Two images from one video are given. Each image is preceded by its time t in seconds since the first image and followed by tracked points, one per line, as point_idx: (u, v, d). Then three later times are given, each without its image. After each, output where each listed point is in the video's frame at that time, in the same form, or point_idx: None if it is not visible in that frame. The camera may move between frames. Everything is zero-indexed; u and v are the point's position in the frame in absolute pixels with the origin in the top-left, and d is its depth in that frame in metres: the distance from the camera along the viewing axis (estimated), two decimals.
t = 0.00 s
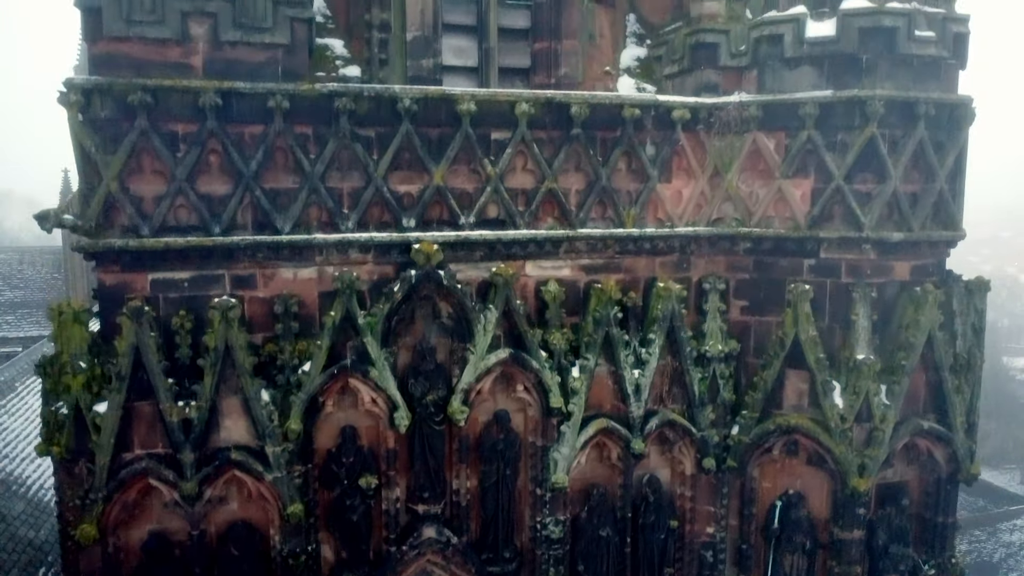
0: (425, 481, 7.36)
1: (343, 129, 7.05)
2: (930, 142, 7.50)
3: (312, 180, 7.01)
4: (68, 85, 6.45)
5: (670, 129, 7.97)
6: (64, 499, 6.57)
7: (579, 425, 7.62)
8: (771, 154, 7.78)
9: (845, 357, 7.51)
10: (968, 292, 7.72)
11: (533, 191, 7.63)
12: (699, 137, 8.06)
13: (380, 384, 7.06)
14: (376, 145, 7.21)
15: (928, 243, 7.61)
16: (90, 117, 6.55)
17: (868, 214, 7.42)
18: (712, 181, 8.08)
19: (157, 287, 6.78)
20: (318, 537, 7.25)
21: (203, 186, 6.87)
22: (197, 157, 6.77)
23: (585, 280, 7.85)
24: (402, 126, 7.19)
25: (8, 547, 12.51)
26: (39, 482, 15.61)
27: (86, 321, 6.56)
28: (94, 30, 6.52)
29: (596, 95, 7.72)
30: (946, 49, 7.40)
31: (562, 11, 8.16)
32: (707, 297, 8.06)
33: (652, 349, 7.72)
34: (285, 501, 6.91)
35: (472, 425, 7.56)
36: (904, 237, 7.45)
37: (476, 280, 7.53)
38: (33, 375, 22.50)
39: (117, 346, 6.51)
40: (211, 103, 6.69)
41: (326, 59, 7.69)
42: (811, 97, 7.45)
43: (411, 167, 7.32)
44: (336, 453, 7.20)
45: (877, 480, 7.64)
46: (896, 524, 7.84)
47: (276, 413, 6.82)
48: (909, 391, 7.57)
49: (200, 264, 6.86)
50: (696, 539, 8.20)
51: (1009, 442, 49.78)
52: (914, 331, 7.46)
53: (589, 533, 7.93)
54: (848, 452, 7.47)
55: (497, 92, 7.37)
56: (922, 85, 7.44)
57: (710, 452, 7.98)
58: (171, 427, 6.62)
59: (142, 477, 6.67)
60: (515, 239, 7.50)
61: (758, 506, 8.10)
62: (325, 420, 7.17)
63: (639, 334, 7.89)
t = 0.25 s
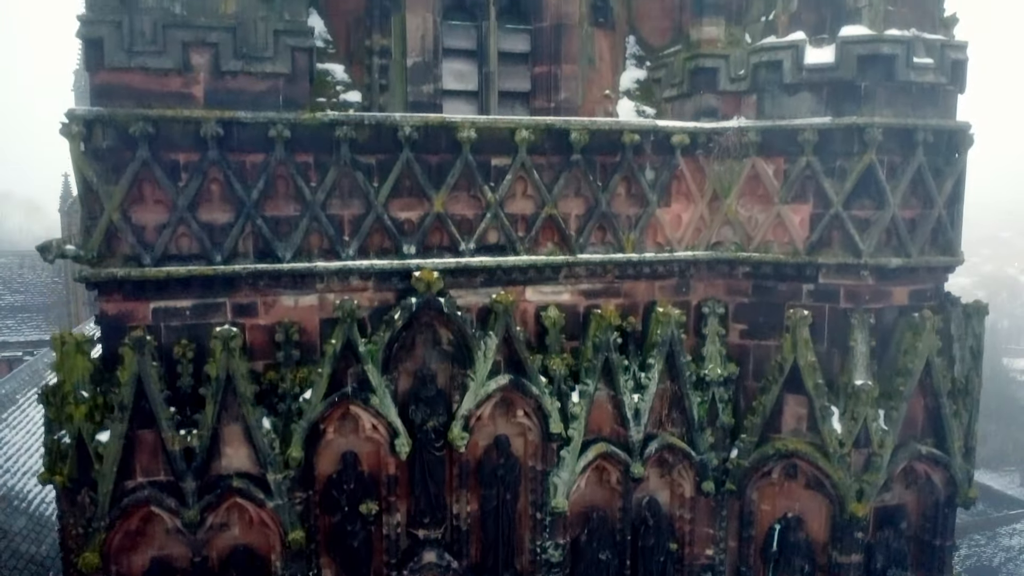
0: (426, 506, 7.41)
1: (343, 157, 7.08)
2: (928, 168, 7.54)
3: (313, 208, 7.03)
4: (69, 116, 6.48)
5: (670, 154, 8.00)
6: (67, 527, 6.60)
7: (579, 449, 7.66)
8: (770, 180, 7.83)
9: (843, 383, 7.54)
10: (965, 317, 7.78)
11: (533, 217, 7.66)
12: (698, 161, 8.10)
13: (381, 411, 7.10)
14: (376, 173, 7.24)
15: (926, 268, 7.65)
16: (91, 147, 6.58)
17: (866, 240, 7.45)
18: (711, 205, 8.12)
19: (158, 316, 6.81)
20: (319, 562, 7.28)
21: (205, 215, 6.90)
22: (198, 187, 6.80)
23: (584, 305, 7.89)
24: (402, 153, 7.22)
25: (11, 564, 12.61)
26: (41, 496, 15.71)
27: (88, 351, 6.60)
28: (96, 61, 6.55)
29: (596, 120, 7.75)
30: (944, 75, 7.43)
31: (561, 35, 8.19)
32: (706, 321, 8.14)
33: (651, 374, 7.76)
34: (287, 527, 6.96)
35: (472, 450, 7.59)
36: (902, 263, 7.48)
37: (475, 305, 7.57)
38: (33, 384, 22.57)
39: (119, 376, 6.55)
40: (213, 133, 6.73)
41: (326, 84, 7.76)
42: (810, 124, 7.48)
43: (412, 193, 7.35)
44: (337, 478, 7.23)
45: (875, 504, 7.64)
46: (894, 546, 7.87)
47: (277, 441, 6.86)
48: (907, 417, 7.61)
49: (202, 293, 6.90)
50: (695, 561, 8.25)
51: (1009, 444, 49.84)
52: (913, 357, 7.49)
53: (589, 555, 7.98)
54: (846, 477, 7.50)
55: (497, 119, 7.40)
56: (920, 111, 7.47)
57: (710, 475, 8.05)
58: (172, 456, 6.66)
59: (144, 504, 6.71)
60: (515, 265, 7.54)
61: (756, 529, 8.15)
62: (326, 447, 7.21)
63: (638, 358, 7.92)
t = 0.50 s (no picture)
0: (427, 531, 7.45)
1: (345, 185, 7.12)
2: (927, 194, 7.57)
3: (314, 236, 7.07)
4: (72, 147, 6.52)
5: (670, 178, 8.03)
6: (71, 555, 6.66)
7: (579, 473, 7.69)
8: (769, 205, 7.86)
9: (842, 408, 7.58)
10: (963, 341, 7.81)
11: (533, 242, 7.69)
12: (698, 186, 8.14)
13: (383, 438, 7.14)
14: (378, 200, 7.27)
15: (925, 293, 7.68)
16: (94, 178, 6.61)
17: (865, 266, 7.47)
18: (711, 229, 8.16)
19: (161, 344, 6.85)
20: None
21: (207, 243, 6.93)
22: (200, 216, 6.84)
23: (585, 329, 7.93)
24: (403, 181, 7.26)
25: None
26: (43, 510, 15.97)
27: (91, 380, 6.64)
28: (99, 91, 6.59)
29: (596, 146, 7.79)
30: (943, 102, 7.48)
31: (562, 59, 8.22)
32: (706, 345, 8.18)
33: (651, 398, 7.80)
34: (289, 553, 6.99)
35: (473, 474, 7.62)
36: (901, 288, 7.51)
37: (476, 331, 7.61)
38: (35, 394, 22.81)
39: (122, 405, 6.58)
40: (214, 162, 6.76)
41: (327, 109, 7.76)
42: (809, 149, 7.51)
43: (413, 220, 7.39)
44: (338, 504, 7.27)
45: (873, 528, 7.65)
46: (893, 569, 7.90)
47: (279, 468, 6.90)
48: (905, 441, 7.65)
49: (204, 321, 6.93)
50: None
51: (1009, 447, 49.87)
52: (911, 382, 7.53)
53: None
54: (844, 502, 7.53)
55: (498, 146, 7.44)
56: (919, 137, 7.50)
57: (709, 498, 8.07)
58: (175, 483, 6.69)
59: (146, 532, 6.75)
60: (516, 291, 7.58)
61: (756, 550, 8.15)
62: (328, 473, 7.24)
63: (638, 382, 7.95)
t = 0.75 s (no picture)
0: (428, 555, 7.50)
1: (346, 211, 7.15)
2: (926, 219, 7.60)
3: (316, 262, 7.10)
4: (75, 176, 6.55)
5: (670, 201, 8.06)
6: None
7: (579, 496, 7.73)
8: (769, 229, 7.89)
9: (841, 431, 7.62)
10: (962, 363, 7.85)
11: (533, 266, 7.73)
12: (698, 209, 8.17)
13: (384, 463, 7.16)
14: (379, 225, 7.30)
15: (924, 317, 7.72)
16: (97, 206, 6.64)
17: (864, 290, 7.50)
18: (710, 252, 8.19)
19: (164, 371, 6.88)
20: None
21: (209, 270, 6.97)
22: (202, 243, 6.87)
23: (585, 352, 7.96)
24: (405, 207, 7.29)
25: None
26: (44, 523, 16.32)
27: (95, 408, 6.67)
28: (102, 120, 6.62)
29: (596, 170, 7.83)
30: (943, 127, 7.52)
31: (562, 83, 8.27)
32: (706, 367, 8.23)
33: (651, 421, 7.83)
34: None
35: (474, 497, 7.65)
36: (900, 312, 7.54)
37: (477, 355, 7.63)
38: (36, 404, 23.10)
39: (125, 433, 6.63)
40: (216, 190, 6.79)
41: (329, 133, 7.81)
42: (808, 174, 7.54)
43: (414, 245, 7.42)
44: (340, 528, 7.31)
45: (873, 550, 7.71)
46: None
47: (281, 494, 6.93)
48: (904, 464, 7.69)
49: (206, 347, 6.96)
50: None
51: (1009, 449, 49.90)
52: (910, 406, 7.57)
53: None
54: (843, 525, 7.56)
55: (498, 171, 7.47)
56: (919, 162, 7.53)
57: (709, 519, 8.10)
58: (178, 510, 6.72)
59: (149, 557, 6.79)
60: (516, 315, 7.60)
61: (755, 571, 8.18)
62: (330, 497, 7.27)
63: (638, 405, 7.99)
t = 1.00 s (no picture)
0: None
1: (348, 237, 7.19)
2: (925, 243, 7.64)
3: (319, 288, 7.14)
4: (78, 204, 6.58)
5: (670, 224, 8.09)
6: None
7: (580, 518, 7.76)
8: (768, 251, 7.91)
9: (841, 454, 7.64)
10: (961, 385, 7.89)
11: (534, 289, 7.76)
12: (698, 231, 8.21)
13: (386, 488, 7.19)
14: (381, 250, 7.34)
15: (923, 340, 7.75)
16: (100, 234, 6.67)
17: (863, 314, 7.53)
18: (710, 274, 8.24)
19: (167, 397, 6.92)
20: None
21: (211, 296, 7.00)
22: (205, 270, 6.90)
23: (585, 375, 7.99)
24: (406, 232, 7.33)
25: None
26: (46, 536, 16.55)
27: (98, 434, 6.70)
28: (105, 148, 6.65)
29: (596, 194, 7.87)
30: (942, 152, 7.55)
31: (563, 106, 8.31)
32: (706, 388, 8.27)
33: (651, 443, 7.86)
34: None
35: (475, 520, 7.66)
36: (899, 335, 7.58)
37: (478, 378, 7.66)
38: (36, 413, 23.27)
39: (129, 459, 6.67)
40: (219, 217, 6.82)
41: (331, 156, 7.84)
42: (808, 198, 7.59)
43: (415, 270, 7.45)
44: (342, 551, 7.34)
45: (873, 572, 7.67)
46: None
47: (284, 519, 6.92)
48: (903, 486, 7.72)
49: (209, 373, 7.00)
50: None
51: (1008, 451, 49.96)
52: (909, 430, 7.60)
53: None
54: (841, 546, 7.58)
55: (499, 196, 7.51)
56: (918, 187, 7.56)
57: (709, 540, 8.13)
58: (180, 536, 6.76)
59: None
60: (517, 339, 7.63)
61: None
62: (332, 521, 7.29)
63: (638, 428, 8.03)
